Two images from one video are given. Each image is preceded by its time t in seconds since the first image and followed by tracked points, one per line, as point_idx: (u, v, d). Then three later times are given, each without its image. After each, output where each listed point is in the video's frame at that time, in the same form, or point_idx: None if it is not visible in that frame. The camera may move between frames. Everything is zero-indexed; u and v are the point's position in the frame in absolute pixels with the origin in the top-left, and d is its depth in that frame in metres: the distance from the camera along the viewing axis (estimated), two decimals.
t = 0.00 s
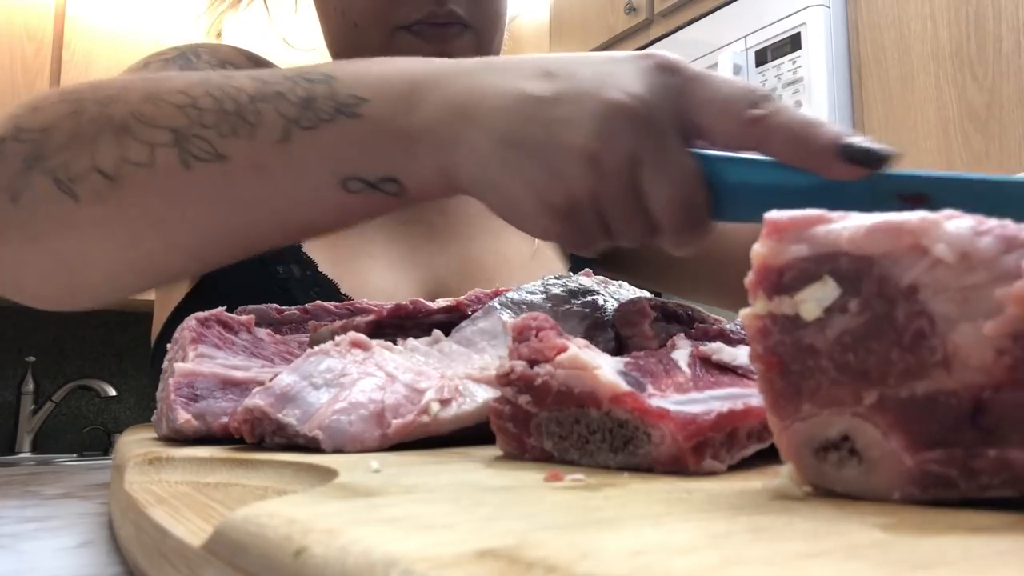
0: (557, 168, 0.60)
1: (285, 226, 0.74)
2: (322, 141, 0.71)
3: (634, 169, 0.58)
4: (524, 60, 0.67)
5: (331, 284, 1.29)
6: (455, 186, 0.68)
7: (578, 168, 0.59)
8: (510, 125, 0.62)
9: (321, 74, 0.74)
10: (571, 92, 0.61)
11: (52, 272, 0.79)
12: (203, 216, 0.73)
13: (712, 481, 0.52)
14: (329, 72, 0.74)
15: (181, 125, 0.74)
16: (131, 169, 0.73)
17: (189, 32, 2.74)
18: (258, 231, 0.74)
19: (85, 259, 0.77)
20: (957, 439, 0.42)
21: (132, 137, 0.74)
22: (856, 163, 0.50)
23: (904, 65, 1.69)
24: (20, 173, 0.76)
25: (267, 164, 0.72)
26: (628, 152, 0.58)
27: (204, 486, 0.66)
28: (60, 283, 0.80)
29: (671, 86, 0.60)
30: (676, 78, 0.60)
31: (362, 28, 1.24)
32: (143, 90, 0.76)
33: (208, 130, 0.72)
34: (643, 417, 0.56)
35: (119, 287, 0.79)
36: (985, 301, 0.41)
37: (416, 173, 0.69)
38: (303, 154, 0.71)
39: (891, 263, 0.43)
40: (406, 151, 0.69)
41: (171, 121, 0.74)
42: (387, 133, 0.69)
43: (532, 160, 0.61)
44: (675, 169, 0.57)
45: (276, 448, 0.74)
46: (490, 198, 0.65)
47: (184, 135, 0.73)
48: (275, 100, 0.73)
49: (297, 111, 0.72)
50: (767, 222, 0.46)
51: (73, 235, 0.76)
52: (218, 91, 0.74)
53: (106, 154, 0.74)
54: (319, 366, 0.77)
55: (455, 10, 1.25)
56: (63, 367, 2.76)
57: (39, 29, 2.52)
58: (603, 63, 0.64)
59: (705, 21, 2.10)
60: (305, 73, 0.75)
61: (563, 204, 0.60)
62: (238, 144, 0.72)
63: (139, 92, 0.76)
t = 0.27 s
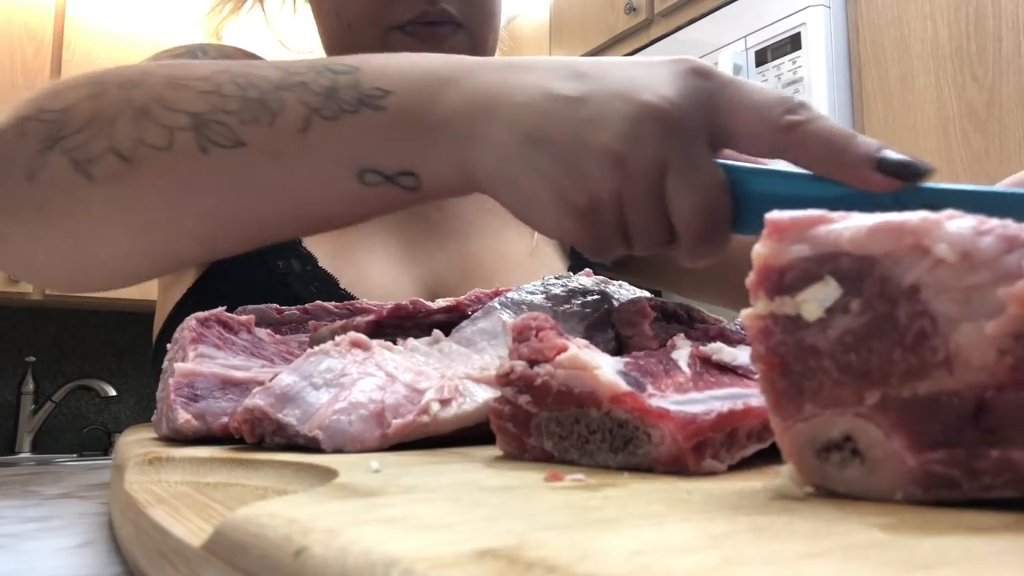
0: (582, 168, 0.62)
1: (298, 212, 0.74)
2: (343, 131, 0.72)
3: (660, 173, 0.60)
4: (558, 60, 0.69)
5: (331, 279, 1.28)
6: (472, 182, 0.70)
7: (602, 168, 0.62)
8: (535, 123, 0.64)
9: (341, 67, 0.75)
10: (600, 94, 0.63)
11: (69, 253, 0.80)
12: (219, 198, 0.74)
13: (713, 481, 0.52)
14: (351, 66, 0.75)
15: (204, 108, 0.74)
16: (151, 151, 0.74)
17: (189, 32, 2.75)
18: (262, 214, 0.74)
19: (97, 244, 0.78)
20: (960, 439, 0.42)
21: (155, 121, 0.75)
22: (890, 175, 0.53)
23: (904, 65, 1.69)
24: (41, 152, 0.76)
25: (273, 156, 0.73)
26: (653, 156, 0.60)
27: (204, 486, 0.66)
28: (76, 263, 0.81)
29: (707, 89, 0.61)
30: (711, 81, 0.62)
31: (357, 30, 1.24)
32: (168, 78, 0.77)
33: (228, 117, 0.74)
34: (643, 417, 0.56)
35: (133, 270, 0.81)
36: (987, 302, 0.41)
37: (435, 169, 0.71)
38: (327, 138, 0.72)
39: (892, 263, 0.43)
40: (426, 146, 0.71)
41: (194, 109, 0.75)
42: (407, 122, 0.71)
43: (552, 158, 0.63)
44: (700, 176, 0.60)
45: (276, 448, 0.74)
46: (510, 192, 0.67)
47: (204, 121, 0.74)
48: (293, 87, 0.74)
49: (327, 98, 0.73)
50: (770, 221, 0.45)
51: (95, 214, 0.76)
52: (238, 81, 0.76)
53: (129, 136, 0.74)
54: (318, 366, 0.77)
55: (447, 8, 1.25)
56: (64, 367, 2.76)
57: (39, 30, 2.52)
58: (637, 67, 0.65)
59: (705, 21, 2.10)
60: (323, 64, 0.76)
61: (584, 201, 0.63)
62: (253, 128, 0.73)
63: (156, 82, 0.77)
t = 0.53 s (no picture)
0: (554, 157, 0.58)
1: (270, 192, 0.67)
2: (319, 110, 0.65)
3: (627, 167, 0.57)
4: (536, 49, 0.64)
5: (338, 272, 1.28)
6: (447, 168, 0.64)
7: (574, 158, 0.58)
8: (511, 108, 0.60)
9: (326, 48, 0.68)
10: (577, 82, 0.59)
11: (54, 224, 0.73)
12: (197, 171, 0.67)
13: (712, 481, 0.52)
14: (337, 47, 0.68)
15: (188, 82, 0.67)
16: (130, 124, 0.66)
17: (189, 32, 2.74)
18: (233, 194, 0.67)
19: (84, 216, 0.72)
20: (961, 438, 0.42)
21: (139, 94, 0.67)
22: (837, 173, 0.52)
23: (904, 65, 1.69)
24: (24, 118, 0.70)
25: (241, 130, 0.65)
26: (623, 150, 0.57)
27: (204, 486, 0.66)
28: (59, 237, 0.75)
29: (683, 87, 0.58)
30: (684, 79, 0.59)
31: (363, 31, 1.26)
32: (161, 48, 0.69)
33: (209, 92, 0.66)
34: (643, 417, 0.56)
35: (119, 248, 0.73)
36: (988, 302, 0.41)
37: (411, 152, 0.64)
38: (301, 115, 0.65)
39: (893, 263, 0.43)
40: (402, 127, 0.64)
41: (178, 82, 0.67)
42: (375, 107, 0.64)
43: (525, 145, 0.59)
44: (664, 173, 0.57)
45: (276, 448, 0.74)
46: (481, 180, 0.62)
47: (187, 93, 0.67)
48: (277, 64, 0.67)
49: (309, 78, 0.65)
50: (769, 222, 0.45)
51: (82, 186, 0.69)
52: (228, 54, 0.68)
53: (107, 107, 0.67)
54: (319, 366, 0.77)
55: (453, 8, 1.24)
56: (63, 367, 2.76)
57: (39, 30, 2.53)
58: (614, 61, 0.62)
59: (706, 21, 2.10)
60: (311, 48, 0.68)
61: (557, 190, 0.59)
62: (232, 103, 0.66)
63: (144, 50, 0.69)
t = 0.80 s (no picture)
0: (557, 180, 0.63)
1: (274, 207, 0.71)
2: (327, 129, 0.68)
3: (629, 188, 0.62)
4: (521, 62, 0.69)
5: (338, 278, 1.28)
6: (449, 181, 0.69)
7: (575, 182, 0.62)
8: (512, 130, 0.64)
9: (324, 61, 0.70)
10: (576, 104, 0.63)
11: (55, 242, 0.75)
12: (213, 183, 0.70)
13: (713, 481, 0.52)
14: (334, 59, 0.70)
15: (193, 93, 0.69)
16: (138, 138, 0.69)
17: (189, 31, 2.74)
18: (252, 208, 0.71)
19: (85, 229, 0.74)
20: (970, 438, 0.42)
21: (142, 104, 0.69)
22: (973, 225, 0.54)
23: (905, 65, 1.70)
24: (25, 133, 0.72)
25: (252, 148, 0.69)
26: (624, 169, 0.62)
27: (205, 486, 0.66)
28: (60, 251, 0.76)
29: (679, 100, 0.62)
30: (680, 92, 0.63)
31: (369, 30, 1.24)
32: (159, 60, 0.71)
33: (215, 105, 0.69)
34: (643, 417, 0.56)
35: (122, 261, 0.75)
36: (995, 301, 0.41)
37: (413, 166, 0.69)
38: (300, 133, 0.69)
39: (901, 263, 0.43)
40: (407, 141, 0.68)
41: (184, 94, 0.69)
42: (391, 124, 0.68)
43: (526, 165, 0.64)
44: (664, 189, 0.62)
45: (276, 448, 0.74)
46: (489, 195, 0.67)
47: (191, 107, 0.69)
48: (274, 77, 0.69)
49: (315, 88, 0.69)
50: (777, 222, 0.46)
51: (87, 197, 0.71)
52: (222, 68, 0.70)
53: (114, 118, 0.69)
54: (318, 366, 0.77)
55: (459, 6, 1.24)
56: (63, 367, 2.76)
57: (39, 30, 2.53)
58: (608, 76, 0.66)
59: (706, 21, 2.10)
60: (308, 57, 0.71)
61: (559, 210, 0.63)
62: (237, 120, 0.68)
63: (135, 62, 0.71)
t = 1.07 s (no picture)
0: (606, 203, 0.66)
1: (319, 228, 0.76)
2: (370, 155, 0.74)
3: (681, 209, 0.65)
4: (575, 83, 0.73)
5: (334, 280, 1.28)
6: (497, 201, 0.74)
7: (627, 207, 0.65)
8: (562, 153, 0.68)
9: (372, 85, 0.76)
10: (627, 127, 0.67)
11: (96, 265, 0.81)
12: (254, 206, 0.75)
13: (713, 481, 0.52)
14: (383, 83, 0.77)
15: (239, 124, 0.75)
16: (186, 167, 0.75)
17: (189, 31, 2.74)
18: (296, 231, 0.76)
19: (120, 248, 0.79)
20: (980, 448, 0.42)
21: (191, 135, 0.76)
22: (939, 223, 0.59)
23: (905, 65, 1.70)
24: (73, 163, 0.77)
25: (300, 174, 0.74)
26: (677, 194, 0.65)
27: (205, 486, 0.66)
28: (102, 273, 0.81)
29: (728, 127, 0.66)
30: (729, 117, 0.67)
31: (362, 30, 1.24)
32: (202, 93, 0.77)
33: (261, 135, 0.75)
34: (643, 417, 0.56)
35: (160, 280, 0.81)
36: None
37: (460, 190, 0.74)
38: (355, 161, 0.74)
39: (943, 265, 0.43)
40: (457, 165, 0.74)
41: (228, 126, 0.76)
42: (438, 148, 0.74)
43: (575, 188, 0.67)
44: (718, 213, 0.65)
45: (276, 448, 0.74)
46: (536, 212, 0.70)
47: (237, 136, 0.75)
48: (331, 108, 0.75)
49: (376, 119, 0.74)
50: (821, 206, 0.45)
51: (130, 221, 0.76)
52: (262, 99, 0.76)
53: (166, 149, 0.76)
54: (318, 366, 0.77)
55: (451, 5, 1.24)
56: (64, 367, 2.76)
57: (39, 30, 2.53)
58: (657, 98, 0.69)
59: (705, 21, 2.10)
60: (355, 82, 0.77)
61: (608, 234, 0.67)
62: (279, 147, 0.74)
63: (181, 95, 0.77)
